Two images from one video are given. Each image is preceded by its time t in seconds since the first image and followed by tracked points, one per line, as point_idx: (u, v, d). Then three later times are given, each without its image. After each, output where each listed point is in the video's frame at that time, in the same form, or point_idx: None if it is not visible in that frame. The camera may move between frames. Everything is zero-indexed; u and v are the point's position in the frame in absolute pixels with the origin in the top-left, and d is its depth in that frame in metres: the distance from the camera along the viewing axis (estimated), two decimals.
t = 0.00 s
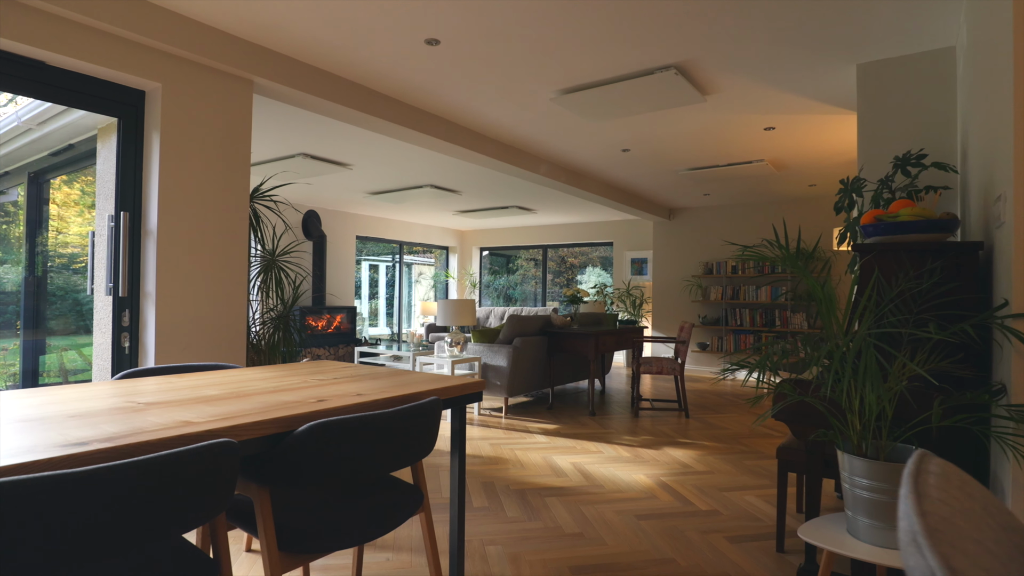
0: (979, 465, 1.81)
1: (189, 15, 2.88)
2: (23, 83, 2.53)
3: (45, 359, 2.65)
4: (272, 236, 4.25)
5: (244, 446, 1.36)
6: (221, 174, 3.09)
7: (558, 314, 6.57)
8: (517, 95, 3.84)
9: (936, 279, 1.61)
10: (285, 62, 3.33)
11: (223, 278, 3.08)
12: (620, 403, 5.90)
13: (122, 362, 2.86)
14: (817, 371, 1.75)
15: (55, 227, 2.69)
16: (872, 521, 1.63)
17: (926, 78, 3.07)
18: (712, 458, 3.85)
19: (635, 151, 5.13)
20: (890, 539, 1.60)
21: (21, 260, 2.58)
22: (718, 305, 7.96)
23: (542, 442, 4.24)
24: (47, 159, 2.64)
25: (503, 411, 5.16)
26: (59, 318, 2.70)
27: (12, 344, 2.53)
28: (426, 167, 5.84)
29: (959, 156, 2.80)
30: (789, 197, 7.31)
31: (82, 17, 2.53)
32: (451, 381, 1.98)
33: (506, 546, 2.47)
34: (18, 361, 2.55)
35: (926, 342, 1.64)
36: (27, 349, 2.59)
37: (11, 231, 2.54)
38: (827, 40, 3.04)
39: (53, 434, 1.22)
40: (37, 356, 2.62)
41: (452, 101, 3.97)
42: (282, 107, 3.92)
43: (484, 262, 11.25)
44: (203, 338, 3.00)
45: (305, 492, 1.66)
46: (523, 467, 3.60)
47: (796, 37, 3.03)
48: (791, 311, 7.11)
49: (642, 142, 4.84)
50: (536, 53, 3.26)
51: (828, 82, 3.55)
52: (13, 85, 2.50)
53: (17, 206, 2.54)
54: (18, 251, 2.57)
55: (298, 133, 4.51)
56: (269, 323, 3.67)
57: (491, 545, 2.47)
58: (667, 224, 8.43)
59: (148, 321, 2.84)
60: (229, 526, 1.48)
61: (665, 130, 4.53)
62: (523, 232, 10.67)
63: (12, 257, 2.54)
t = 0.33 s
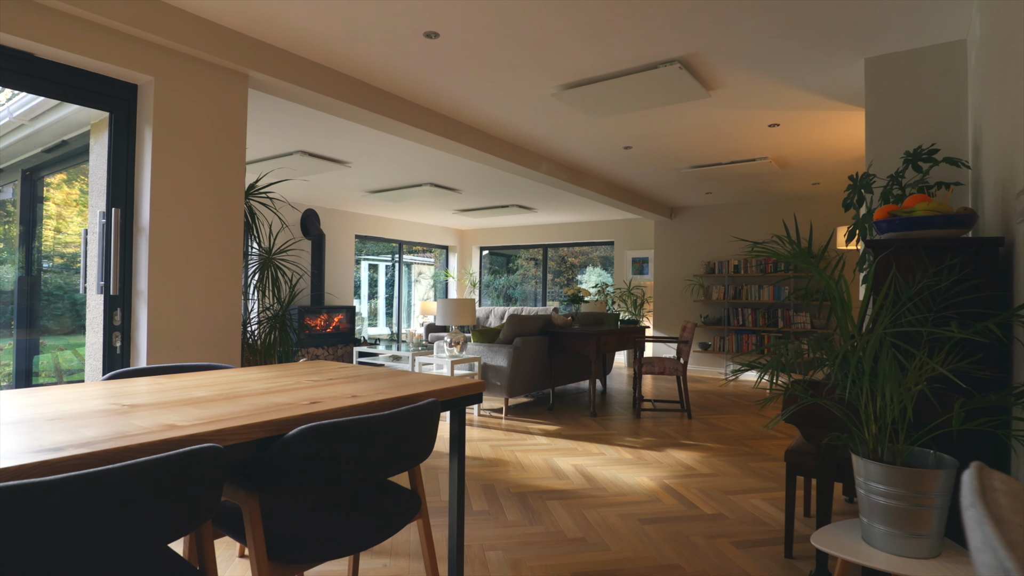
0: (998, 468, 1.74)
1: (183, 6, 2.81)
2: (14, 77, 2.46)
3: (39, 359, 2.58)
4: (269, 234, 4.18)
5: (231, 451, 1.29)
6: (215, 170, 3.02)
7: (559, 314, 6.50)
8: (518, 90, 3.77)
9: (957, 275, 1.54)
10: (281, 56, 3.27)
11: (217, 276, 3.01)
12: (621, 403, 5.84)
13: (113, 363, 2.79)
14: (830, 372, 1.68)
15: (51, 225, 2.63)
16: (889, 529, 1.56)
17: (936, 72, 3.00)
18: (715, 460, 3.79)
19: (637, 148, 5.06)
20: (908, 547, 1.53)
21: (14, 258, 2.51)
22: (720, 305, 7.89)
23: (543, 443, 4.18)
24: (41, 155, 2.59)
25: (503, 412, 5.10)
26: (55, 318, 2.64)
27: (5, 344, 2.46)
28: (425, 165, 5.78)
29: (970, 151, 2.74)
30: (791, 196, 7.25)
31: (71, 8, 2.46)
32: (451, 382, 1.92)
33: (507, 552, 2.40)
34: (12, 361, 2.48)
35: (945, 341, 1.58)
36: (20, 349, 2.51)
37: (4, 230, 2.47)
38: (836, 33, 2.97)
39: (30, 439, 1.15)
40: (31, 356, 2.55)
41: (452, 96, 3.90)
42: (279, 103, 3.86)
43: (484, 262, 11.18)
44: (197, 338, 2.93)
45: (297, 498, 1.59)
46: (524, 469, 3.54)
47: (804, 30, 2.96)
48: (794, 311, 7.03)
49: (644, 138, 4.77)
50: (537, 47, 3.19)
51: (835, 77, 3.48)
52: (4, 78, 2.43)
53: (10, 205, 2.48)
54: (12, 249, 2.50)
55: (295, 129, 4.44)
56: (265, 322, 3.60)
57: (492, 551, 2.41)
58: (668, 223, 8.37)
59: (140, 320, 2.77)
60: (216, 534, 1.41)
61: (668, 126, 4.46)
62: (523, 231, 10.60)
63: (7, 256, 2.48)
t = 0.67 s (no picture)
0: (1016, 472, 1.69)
1: None
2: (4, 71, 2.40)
3: (33, 359, 2.53)
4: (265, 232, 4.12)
5: (218, 457, 1.22)
6: (210, 167, 2.96)
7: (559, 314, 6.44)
8: (519, 86, 3.70)
9: (977, 273, 1.48)
10: (278, 51, 3.21)
11: (211, 275, 2.95)
12: (623, 404, 5.77)
13: (105, 363, 2.72)
14: (843, 374, 1.63)
15: (44, 224, 2.57)
16: (905, 537, 1.50)
17: (946, 67, 2.94)
18: (719, 463, 3.73)
19: (638, 146, 5.00)
20: (925, 556, 1.47)
21: (6, 257, 2.45)
22: (722, 305, 7.83)
23: (544, 445, 4.12)
24: (34, 153, 2.50)
25: (504, 413, 5.04)
26: (49, 318, 2.58)
27: None
28: (425, 164, 5.72)
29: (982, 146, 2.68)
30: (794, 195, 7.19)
31: None
32: (450, 384, 1.85)
33: (507, 558, 2.33)
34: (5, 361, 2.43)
35: (965, 342, 1.52)
36: (13, 349, 2.46)
37: None
38: (843, 27, 2.91)
39: (6, 446, 1.09)
40: (25, 356, 2.50)
41: (451, 92, 3.84)
42: (276, 99, 3.80)
43: (484, 262, 11.12)
44: (191, 338, 2.87)
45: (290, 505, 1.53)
46: (525, 471, 3.47)
47: (811, 25, 2.90)
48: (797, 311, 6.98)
49: (646, 136, 4.72)
50: (538, 42, 3.13)
51: (841, 72, 3.42)
52: None
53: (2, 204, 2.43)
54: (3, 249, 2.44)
55: (293, 126, 4.38)
56: (262, 323, 3.53)
57: (492, 557, 2.35)
58: (670, 223, 8.31)
59: (132, 320, 2.70)
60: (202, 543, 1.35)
61: (671, 124, 4.40)
62: (523, 231, 10.54)
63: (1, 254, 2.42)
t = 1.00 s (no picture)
0: None
1: None
2: None
3: (28, 360, 2.45)
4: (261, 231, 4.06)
5: (202, 466, 1.16)
6: (204, 164, 2.90)
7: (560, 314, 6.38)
8: (519, 82, 3.64)
9: (997, 273, 1.42)
10: (273, 46, 3.14)
11: (205, 275, 2.89)
12: (624, 405, 5.71)
13: (96, 364, 2.66)
14: (855, 377, 1.58)
15: (36, 222, 2.49)
16: (922, 547, 1.44)
17: (956, 62, 2.88)
18: (723, 465, 3.67)
19: (640, 144, 4.94)
20: (943, 567, 1.42)
21: None
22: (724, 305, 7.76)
23: (545, 447, 4.05)
24: (27, 151, 2.44)
25: (504, 414, 4.97)
26: (42, 319, 2.51)
27: None
28: (424, 162, 5.66)
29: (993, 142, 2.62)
30: (796, 194, 7.12)
31: None
32: (449, 387, 1.79)
33: (507, 565, 2.27)
34: None
35: (984, 344, 1.46)
36: (7, 350, 2.38)
37: None
38: (852, 22, 2.84)
39: None
40: (19, 358, 2.42)
41: (450, 88, 3.78)
42: (272, 96, 3.73)
43: (484, 262, 11.06)
44: (184, 339, 2.81)
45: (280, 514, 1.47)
46: (525, 474, 3.41)
47: (818, 19, 2.84)
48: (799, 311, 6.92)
49: (648, 134, 4.65)
50: (539, 36, 3.06)
51: (848, 68, 3.35)
52: None
53: None
54: None
55: (290, 124, 4.31)
56: (257, 323, 3.47)
57: (491, 564, 2.29)
58: (671, 222, 8.24)
59: (124, 320, 2.64)
60: (186, 556, 1.28)
61: (673, 121, 4.34)
62: (524, 230, 10.47)
63: None
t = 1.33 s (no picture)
0: None
1: None
2: None
3: (22, 360, 2.41)
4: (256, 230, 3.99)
5: (179, 476, 1.09)
6: (196, 160, 2.83)
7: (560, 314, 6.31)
8: (519, 77, 3.57)
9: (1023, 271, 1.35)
10: (268, 40, 3.08)
11: (196, 274, 2.82)
12: (625, 406, 5.64)
13: (85, 365, 2.59)
14: (870, 380, 1.52)
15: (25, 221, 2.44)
16: (942, 559, 1.37)
17: (965, 56, 2.82)
18: (726, 468, 3.60)
19: (642, 141, 4.87)
20: None
21: None
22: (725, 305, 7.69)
23: (545, 449, 3.98)
24: (20, 148, 2.39)
25: (503, 415, 4.90)
26: (32, 318, 2.45)
27: None
28: (422, 160, 5.59)
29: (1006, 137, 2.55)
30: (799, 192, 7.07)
31: None
32: (445, 389, 1.72)
33: (506, 573, 2.20)
34: None
35: (1009, 346, 1.38)
36: None
37: None
38: (860, 15, 2.78)
39: None
40: (11, 358, 2.38)
41: (449, 84, 3.71)
42: (267, 92, 3.66)
43: (484, 261, 10.99)
44: (175, 340, 2.74)
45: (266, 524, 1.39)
46: (524, 478, 3.34)
47: (826, 12, 2.77)
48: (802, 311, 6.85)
49: (649, 131, 4.59)
50: (539, 30, 2.99)
51: (854, 62, 3.29)
52: None
53: None
54: None
55: (286, 120, 4.25)
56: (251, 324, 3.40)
57: (489, 571, 2.22)
58: (673, 221, 8.18)
59: (113, 321, 2.57)
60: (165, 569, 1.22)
61: (676, 118, 4.27)
62: (524, 230, 10.41)
63: None
